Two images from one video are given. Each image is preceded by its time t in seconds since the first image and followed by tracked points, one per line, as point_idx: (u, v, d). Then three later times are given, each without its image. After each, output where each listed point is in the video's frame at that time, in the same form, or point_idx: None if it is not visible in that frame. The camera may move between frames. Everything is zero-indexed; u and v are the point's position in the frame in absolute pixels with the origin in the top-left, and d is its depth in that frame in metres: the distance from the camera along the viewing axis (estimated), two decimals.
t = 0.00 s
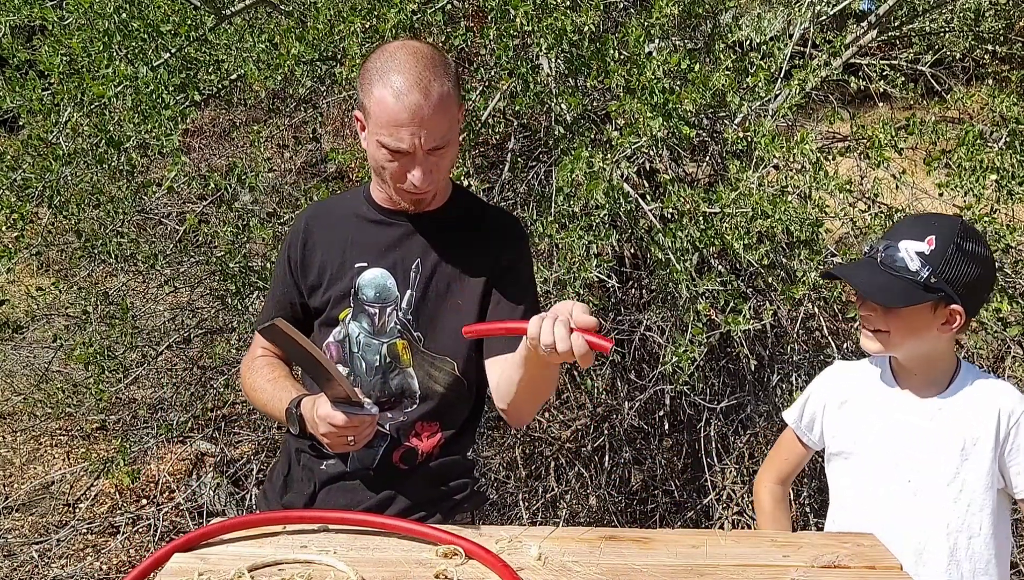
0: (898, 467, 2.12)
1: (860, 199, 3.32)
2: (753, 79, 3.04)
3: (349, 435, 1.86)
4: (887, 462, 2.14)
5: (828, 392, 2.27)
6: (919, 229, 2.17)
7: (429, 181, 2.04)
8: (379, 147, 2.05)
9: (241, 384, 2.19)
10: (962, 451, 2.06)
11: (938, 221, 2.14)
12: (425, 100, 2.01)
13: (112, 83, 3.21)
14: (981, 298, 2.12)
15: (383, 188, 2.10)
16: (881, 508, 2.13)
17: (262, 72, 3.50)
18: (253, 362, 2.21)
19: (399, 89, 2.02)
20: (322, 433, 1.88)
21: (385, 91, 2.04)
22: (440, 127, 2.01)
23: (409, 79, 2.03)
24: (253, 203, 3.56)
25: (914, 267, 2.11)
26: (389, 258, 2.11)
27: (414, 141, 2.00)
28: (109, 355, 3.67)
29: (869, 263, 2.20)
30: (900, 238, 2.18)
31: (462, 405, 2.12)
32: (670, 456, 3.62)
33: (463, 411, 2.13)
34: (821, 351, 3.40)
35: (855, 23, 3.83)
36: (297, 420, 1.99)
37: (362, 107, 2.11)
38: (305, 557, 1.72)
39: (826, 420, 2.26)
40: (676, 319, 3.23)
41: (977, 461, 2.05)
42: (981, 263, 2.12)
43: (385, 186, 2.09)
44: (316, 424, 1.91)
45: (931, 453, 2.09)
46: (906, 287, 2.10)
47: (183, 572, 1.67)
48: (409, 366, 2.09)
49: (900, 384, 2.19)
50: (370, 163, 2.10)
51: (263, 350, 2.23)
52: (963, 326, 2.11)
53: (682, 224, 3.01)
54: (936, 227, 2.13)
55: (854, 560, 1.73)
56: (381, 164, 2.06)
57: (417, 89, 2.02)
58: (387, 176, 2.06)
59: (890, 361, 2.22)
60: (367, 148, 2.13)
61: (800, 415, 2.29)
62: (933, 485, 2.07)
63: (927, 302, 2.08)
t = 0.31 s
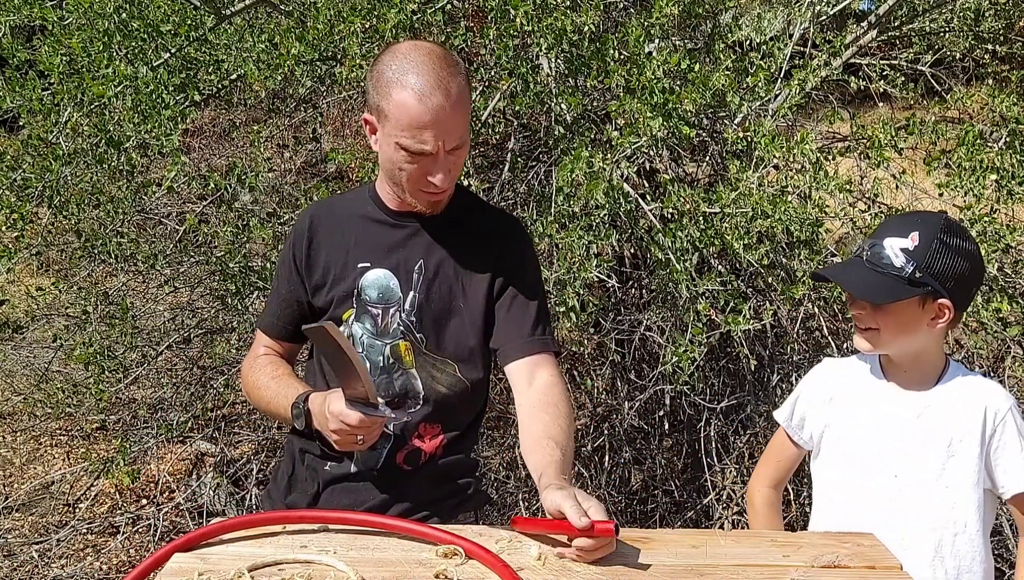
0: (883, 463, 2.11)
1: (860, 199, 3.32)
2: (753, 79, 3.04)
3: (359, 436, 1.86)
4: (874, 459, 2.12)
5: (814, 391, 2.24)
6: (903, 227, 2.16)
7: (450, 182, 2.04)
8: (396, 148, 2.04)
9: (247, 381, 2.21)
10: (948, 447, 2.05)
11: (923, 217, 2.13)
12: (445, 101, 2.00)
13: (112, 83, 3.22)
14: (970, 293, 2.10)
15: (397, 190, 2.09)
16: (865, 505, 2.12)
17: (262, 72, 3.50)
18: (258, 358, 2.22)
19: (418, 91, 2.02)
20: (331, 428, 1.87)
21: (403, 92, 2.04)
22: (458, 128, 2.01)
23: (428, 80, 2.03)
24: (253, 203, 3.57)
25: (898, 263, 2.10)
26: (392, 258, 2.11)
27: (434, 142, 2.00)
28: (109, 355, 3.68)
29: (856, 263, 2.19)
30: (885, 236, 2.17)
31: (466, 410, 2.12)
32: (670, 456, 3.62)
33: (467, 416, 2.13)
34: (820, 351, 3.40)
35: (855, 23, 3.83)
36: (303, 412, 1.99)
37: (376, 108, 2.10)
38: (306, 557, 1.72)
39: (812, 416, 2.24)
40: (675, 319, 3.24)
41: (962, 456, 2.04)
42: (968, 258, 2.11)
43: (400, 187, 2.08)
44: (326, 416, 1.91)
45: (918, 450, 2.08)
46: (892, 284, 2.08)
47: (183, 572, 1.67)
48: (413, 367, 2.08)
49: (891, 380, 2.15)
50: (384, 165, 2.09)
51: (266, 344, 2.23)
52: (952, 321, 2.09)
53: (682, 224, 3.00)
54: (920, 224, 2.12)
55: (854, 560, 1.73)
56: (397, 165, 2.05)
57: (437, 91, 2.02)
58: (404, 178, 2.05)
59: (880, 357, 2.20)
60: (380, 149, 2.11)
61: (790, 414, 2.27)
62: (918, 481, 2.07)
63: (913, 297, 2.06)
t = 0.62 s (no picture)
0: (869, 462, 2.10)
1: (860, 199, 3.32)
2: (753, 79, 3.04)
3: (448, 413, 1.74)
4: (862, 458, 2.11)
5: (801, 392, 2.24)
6: (885, 226, 2.17)
7: (473, 187, 2.04)
8: (424, 148, 2.03)
9: (264, 368, 2.01)
10: (934, 446, 2.04)
11: (904, 215, 2.15)
12: (481, 108, 2.00)
13: (112, 83, 3.22)
14: (953, 286, 2.12)
15: (419, 189, 2.08)
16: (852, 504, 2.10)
17: (262, 72, 3.50)
18: (278, 340, 2.03)
19: (455, 94, 2.01)
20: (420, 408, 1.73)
21: (438, 93, 2.03)
22: (489, 136, 2.02)
23: (465, 85, 2.03)
24: (253, 203, 3.57)
25: (885, 261, 2.10)
26: (412, 256, 2.10)
27: (464, 147, 2.00)
28: (109, 355, 3.68)
29: (841, 263, 2.19)
30: (868, 236, 2.17)
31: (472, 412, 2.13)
32: (669, 456, 3.61)
33: (475, 420, 2.14)
34: (820, 351, 3.40)
35: (855, 23, 3.82)
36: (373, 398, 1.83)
37: (407, 105, 2.09)
38: (305, 557, 1.72)
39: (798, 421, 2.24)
40: (675, 319, 3.24)
41: (949, 456, 2.03)
42: (949, 253, 2.13)
43: (421, 187, 2.07)
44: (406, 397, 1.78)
45: (904, 449, 2.07)
46: (880, 282, 2.08)
47: (183, 572, 1.67)
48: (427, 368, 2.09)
49: (881, 380, 2.15)
50: (408, 163, 2.08)
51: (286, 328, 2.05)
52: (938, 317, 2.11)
53: (682, 224, 3.00)
54: (903, 222, 2.12)
55: (854, 560, 1.73)
56: (423, 165, 2.04)
57: (473, 97, 2.01)
58: (428, 178, 2.04)
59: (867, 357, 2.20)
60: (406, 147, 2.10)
61: (778, 418, 2.26)
62: (903, 481, 2.06)
63: (902, 294, 2.06)
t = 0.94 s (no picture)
0: (858, 460, 2.10)
1: (860, 199, 3.33)
2: (753, 79, 3.04)
3: (585, 409, 1.78)
4: (856, 457, 2.11)
5: (792, 393, 2.25)
6: (865, 224, 2.17)
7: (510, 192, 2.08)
8: (465, 152, 2.04)
9: (350, 361, 1.86)
10: (922, 442, 2.03)
11: (883, 213, 2.15)
12: (525, 116, 2.05)
13: (112, 83, 3.21)
14: (936, 278, 2.12)
15: (453, 193, 2.08)
16: (846, 502, 2.10)
17: (262, 72, 3.50)
18: (355, 330, 1.89)
19: (500, 100, 2.04)
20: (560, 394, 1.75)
21: (483, 99, 2.05)
22: (528, 145, 2.07)
23: (510, 93, 2.07)
24: (253, 203, 3.57)
25: (869, 256, 2.09)
26: (443, 259, 2.09)
27: (508, 152, 2.03)
28: (109, 355, 3.67)
29: (825, 262, 2.17)
30: (849, 234, 2.16)
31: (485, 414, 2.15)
32: (670, 456, 3.61)
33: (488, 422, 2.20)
34: (820, 351, 3.39)
35: (855, 23, 3.82)
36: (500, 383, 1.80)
37: (446, 107, 2.10)
38: (305, 557, 1.72)
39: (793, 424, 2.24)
40: (675, 319, 3.24)
41: (937, 453, 2.02)
42: (930, 247, 2.13)
43: (457, 190, 2.07)
44: (540, 387, 1.79)
45: (894, 446, 2.06)
46: (867, 277, 2.07)
47: (183, 572, 1.67)
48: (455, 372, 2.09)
49: (868, 380, 2.15)
50: (443, 165, 2.08)
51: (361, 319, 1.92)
52: (924, 311, 2.10)
53: (682, 224, 3.00)
54: (882, 218, 2.13)
55: (854, 560, 1.73)
56: (461, 168, 2.05)
57: (518, 105, 2.06)
58: (466, 182, 2.06)
59: (854, 358, 2.19)
60: (440, 151, 2.10)
61: (770, 425, 2.26)
62: (892, 478, 2.05)
63: (889, 287, 2.06)
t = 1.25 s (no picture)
0: (853, 456, 2.10)
1: (859, 199, 3.33)
2: (753, 79, 3.04)
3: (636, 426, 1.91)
4: (853, 453, 2.10)
5: (792, 391, 2.26)
6: (856, 224, 2.17)
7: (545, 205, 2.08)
8: (504, 162, 2.02)
9: (411, 366, 1.81)
10: (916, 439, 2.03)
11: (875, 213, 2.15)
12: (567, 131, 2.04)
13: (112, 83, 3.21)
14: (929, 277, 2.12)
15: (486, 200, 2.06)
16: (843, 498, 2.09)
17: (262, 72, 3.50)
18: (409, 334, 1.86)
19: (546, 114, 2.02)
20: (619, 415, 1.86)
21: (527, 110, 2.03)
22: (565, 159, 2.05)
23: (554, 105, 2.04)
24: (253, 203, 3.57)
25: (861, 255, 2.09)
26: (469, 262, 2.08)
27: (547, 166, 2.02)
28: (109, 355, 3.67)
29: (816, 261, 2.17)
30: (841, 234, 2.16)
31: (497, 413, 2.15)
32: (669, 456, 3.61)
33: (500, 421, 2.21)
34: (821, 350, 3.39)
35: (855, 23, 3.82)
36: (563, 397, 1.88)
37: (486, 114, 2.07)
38: (305, 557, 1.72)
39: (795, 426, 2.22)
40: (675, 319, 3.23)
41: (931, 450, 2.01)
42: (922, 245, 2.12)
43: (492, 199, 2.06)
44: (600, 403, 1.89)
45: (888, 443, 2.06)
46: (858, 275, 2.07)
47: (183, 571, 1.67)
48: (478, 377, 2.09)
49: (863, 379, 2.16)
50: (479, 172, 2.05)
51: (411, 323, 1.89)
52: (918, 310, 2.10)
53: (682, 224, 3.00)
54: (873, 218, 2.13)
55: (854, 560, 1.73)
56: (498, 177, 2.03)
57: (562, 118, 2.04)
58: (501, 191, 2.04)
59: (849, 357, 2.21)
60: (476, 158, 2.07)
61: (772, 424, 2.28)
62: (887, 474, 2.05)
63: (881, 285, 2.05)
